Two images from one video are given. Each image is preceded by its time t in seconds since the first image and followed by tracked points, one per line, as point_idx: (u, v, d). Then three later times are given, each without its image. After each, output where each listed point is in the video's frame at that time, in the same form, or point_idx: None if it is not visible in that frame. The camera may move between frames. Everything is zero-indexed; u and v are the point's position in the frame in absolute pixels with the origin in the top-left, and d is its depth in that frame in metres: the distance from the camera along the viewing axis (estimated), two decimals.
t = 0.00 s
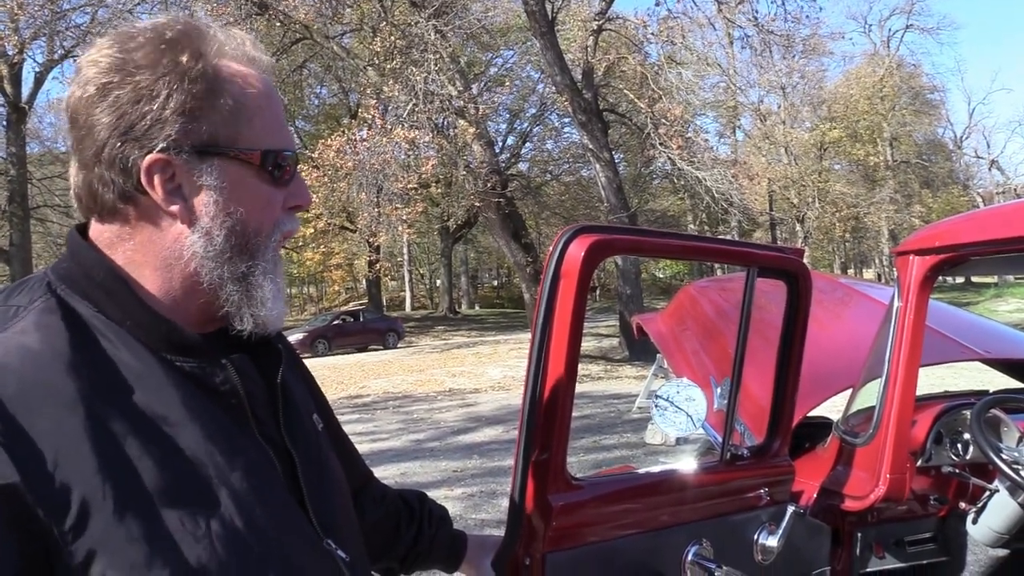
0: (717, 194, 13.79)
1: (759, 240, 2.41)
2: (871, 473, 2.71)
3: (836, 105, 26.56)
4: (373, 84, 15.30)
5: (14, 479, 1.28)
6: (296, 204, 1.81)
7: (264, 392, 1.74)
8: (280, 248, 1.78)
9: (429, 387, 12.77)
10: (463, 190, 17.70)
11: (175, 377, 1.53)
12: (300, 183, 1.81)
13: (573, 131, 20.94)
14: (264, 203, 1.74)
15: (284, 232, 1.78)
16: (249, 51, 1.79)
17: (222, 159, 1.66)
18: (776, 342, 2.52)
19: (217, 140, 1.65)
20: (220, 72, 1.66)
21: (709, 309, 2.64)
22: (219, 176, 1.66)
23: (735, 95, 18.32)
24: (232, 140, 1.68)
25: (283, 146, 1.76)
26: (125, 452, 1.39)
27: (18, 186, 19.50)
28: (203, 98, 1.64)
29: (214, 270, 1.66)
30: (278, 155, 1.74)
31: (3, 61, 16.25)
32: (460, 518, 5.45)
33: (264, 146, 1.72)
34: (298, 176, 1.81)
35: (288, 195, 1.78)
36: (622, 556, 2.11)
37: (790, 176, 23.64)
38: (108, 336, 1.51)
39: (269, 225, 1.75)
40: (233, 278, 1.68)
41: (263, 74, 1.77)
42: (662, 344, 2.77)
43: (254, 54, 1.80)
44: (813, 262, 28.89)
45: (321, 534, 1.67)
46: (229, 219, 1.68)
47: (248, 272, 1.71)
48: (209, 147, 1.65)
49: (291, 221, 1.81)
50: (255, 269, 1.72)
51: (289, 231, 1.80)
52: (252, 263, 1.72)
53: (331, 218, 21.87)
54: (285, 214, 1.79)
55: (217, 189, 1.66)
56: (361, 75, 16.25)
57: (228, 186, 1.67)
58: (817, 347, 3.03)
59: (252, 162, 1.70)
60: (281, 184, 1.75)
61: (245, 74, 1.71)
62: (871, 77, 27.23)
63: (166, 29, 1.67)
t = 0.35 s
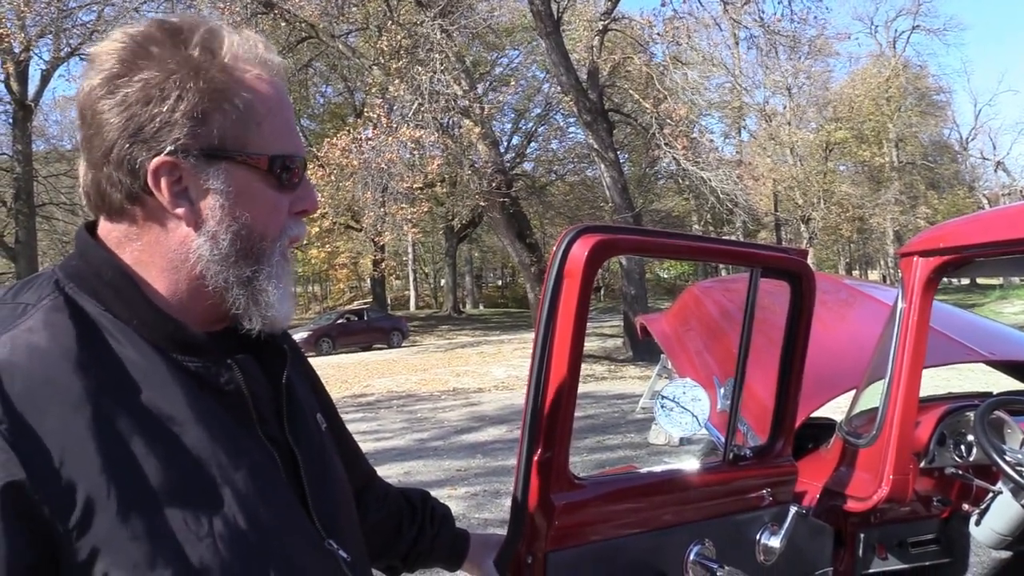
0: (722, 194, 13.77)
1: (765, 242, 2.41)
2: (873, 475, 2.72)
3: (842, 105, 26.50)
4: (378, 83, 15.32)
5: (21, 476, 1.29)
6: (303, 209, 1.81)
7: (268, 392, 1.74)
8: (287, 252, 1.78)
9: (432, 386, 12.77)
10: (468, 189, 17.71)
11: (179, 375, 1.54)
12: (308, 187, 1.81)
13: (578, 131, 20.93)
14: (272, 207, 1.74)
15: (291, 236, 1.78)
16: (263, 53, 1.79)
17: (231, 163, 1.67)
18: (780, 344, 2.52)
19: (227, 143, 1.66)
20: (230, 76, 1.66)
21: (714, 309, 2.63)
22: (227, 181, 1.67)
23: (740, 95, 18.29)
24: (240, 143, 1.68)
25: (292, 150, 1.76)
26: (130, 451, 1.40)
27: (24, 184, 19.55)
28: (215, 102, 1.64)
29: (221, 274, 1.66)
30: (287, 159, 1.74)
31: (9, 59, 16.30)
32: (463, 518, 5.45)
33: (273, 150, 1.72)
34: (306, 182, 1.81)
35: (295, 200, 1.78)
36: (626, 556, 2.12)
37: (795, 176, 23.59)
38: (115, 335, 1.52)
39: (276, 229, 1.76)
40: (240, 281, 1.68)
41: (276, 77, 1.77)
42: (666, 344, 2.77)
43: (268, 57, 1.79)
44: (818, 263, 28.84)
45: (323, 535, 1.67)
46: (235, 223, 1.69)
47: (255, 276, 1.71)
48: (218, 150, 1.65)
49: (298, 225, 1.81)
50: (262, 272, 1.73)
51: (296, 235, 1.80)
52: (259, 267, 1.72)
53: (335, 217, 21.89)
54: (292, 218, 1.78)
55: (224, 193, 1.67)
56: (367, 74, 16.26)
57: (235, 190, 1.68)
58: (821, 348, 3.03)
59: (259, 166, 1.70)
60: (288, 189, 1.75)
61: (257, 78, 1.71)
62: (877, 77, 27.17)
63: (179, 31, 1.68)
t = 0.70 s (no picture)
0: (736, 192, 13.72)
1: (778, 239, 2.40)
2: (887, 473, 2.70)
3: (856, 103, 26.35)
4: (392, 82, 15.37)
5: (41, 466, 1.30)
6: (313, 204, 1.81)
7: (281, 386, 1.75)
8: (297, 248, 1.78)
9: (445, 384, 12.79)
10: (481, 188, 17.72)
11: (194, 368, 1.55)
12: (318, 185, 1.82)
13: (591, 129, 20.89)
14: (281, 204, 1.75)
15: (300, 232, 1.78)
16: (273, 50, 1.80)
17: (242, 160, 1.67)
18: (794, 341, 2.50)
19: (240, 141, 1.67)
20: (242, 72, 1.67)
21: (727, 307, 2.62)
22: (238, 177, 1.67)
23: (754, 93, 18.20)
24: (251, 140, 1.68)
25: (303, 146, 1.77)
26: (148, 443, 1.41)
27: (41, 182, 19.70)
28: (225, 98, 1.64)
29: (232, 269, 1.67)
30: (298, 155, 1.75)
31: (26, 59, 16.44)
32: (476, 515, 5.46)
33: (283, 146, 1.73)
34: (317, 179, 1.81)
35: (305, 196, 1.79)
36: (640, 552, 2.11)
37: (810, 174, 23.47)
38: (132, 330, 1.53)
39: (287, 225, 1.76)
40: (251, 276, 1.69)
41: (287, 74, 1.77)
42: (679, 342, 2.77)
43: (277, 54, 1.80)
44: (833, 261, 28.69)
45: (335, 528, 1.68)
46: (246, 219, 1.69)
47: (266, 271, 1.72)
48: (229, 147, 1.66)
49: (308, 221, 1.81)
50: (273, 268, 1.73)
51: (307, 231, 1.80)
52: (270, 262, 1.73)
53: (348, 215, 21.95)
54: (302, 214, 1.79)
55: (236, 189, 1.67)
56: (380, 73, 16.29)
57: (246, 187, 1.69)
58: (835, 345, 3.02)
59: (269, 163, 1.70)
60: (299, 185, 1.76)
61: (267, 74, 1.72)
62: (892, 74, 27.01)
63: (191, 28, 1.68)
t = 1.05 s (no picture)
0: (746, 190, 13.69)
1: (785, 236, 2.39)
2: (896, 471, 2.69)
3: (868, 100, 26.20)
4: (402, 79, 15.37)
5: (49, 460, 1.31)
6: (310, 192, 1.80)
7: (287, 383, 1.76)
8: (294, 234, 1.77)
9: (454, 382, 12.81)
10: (490, 185, 17.73)
11: (201, 365, 1.56)
12: (314, 173, 1.81)
13: (601, 127, 20.86)
14: (276, 190, 1.74)
15: (296, 217, 1.77)
16: (266, 43, 1.82)
17: (228, 147, 1.68)
18: (802, 337, 2.49)
19: (225, 127, 1.67)
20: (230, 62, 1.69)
21: (735, 305, 2.62)
22: (226, 165, 1.68)
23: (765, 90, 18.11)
24: (241, 129, 1.69)
25: (297, 135, 1.77)
26: (156, 439, 1.42)
27: (53, 180, 19.79)
28: (209, 86, 1.66)
29: (225, 258, 1.68)
30: (291, 144, 1.75)
31: (38, 57, 16.52)
32: (484, 512, 5.47)
33: (275, 133, 1.73)
34: (313, 166, 1.80)
35: (301, 183, 1.78)
36: (645, 551, 2.11)
37: (820, 172, 23.38)
38: (140, 326, 1.54)
39: (283, 211, 1.75)
40: (243, 263, 1.70)
41: (279, 67, 1.80)
42: (688, 342, 2.78)
43: (270, 46, 1.83)
44: (844, 259, 28.57)
45: (342, 523, 1.68)
46: (237, 207, 1.69)
47: (259, 257, 1.72)
48: (218, 135, 1.67)
49: (306, 208, 1.80)
50: (266, 254, 1.72)
51: (304, 217, 1.79)
52: (265, 246, 1.72)
53: (358, 213, 21.99)
54: (298, 201, 1.78)
55: (225, 176, 1.68)
56: (389, 71, 16.30)
57: (235, 174, 1.69)
58: (844, 345, 3.01)
59: (256, 149, 1.70)
60: (291, 171, 1.75)
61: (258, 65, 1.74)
62: (904, 72, 26.85)
63: (183, 25, 1.70)
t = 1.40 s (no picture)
0: (747, 191, 13.70)
1: (784, 237, 2.39)
2: (895, 473, 2.69)
3: (869, 101, 26.18)
4: (403, 79, 15.36)
5: (44, 459, 1.31)
6: (301, 188, 1.79)
7: (283, 382, 1.76)
8: (285, 231, 1.76)
9: (455, 382, 12.81)
10: (491, 185, 17.72)
11: (197, 365, 1.56)
12: (305, 170, 1.80)
13: (602, 127, 20.89)
14: (265, 188, 1.73)
15: (286, 215, 1.76)
16: (255, 40, 1.83)
17: (209, 146, 1.68)
18: (801, 338, 2.48)
19: (205, 127, 1.68)
20: (216, 60, 1.70)
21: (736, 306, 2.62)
22: (210, 164, 1.68)
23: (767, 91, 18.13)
24: (225, 127, 1.69)
25: (286, 133, 1.77)
26: (152, 438, 1.42)
27: (54, 180, 19.81)
28: (189, 83, 1.67)
29: (216, 256, 1.68)
30: (281, 143, 1.75)
31: (40, 57, 16.56)
32: (484, 512, 5.47)
33: (260, 131, 1.73)
34: (302, 162, 1.80)
35: (290, 180, 1.77)
36: (643, 552, 2.11)
37: (821, 173, 23.38)
38: (134, 326, 1.54)
39: (271, 208, 1.74)
40: (234, 262, 1.69)
41: (269, 65, 1.80)
42: (690, 343, 2.78)
43: (262, 43, 1.84)
44: (845, 260, 28.55)
45: (338, 523, 1.68)
46: (222, 205, 1.69)
47: (248, 255, 1.71)
48: (199, 134, 1.68)
49: (298, 205, 1.79)
50: (254, 253, 1.71)
51: (296, 214, 1.78)
52: (253, 244, 1.71)
53: (359, 213, 22.00)
54: (288, 198, 1.77)
55: (207, 175, 1.68)
56: (390, 71, 16.32)
57: (220, 172, 1.69)
58: (843, 346, 3.01)
59: (238, 147, 1.70)
60: (279, 167, 1.74)
61: (249, 62, 1.75)
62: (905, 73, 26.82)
63: (174, 25, 1.72)
